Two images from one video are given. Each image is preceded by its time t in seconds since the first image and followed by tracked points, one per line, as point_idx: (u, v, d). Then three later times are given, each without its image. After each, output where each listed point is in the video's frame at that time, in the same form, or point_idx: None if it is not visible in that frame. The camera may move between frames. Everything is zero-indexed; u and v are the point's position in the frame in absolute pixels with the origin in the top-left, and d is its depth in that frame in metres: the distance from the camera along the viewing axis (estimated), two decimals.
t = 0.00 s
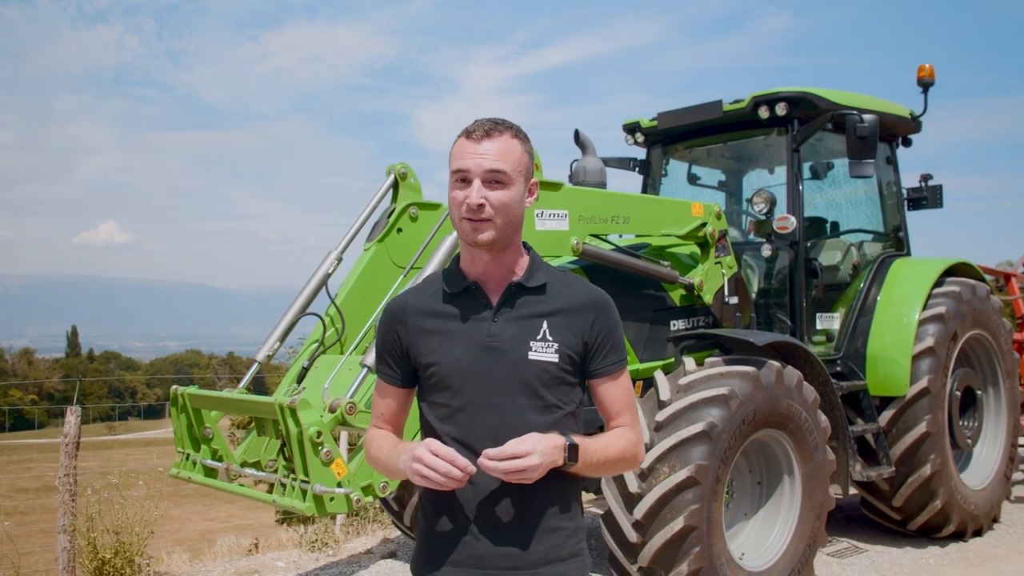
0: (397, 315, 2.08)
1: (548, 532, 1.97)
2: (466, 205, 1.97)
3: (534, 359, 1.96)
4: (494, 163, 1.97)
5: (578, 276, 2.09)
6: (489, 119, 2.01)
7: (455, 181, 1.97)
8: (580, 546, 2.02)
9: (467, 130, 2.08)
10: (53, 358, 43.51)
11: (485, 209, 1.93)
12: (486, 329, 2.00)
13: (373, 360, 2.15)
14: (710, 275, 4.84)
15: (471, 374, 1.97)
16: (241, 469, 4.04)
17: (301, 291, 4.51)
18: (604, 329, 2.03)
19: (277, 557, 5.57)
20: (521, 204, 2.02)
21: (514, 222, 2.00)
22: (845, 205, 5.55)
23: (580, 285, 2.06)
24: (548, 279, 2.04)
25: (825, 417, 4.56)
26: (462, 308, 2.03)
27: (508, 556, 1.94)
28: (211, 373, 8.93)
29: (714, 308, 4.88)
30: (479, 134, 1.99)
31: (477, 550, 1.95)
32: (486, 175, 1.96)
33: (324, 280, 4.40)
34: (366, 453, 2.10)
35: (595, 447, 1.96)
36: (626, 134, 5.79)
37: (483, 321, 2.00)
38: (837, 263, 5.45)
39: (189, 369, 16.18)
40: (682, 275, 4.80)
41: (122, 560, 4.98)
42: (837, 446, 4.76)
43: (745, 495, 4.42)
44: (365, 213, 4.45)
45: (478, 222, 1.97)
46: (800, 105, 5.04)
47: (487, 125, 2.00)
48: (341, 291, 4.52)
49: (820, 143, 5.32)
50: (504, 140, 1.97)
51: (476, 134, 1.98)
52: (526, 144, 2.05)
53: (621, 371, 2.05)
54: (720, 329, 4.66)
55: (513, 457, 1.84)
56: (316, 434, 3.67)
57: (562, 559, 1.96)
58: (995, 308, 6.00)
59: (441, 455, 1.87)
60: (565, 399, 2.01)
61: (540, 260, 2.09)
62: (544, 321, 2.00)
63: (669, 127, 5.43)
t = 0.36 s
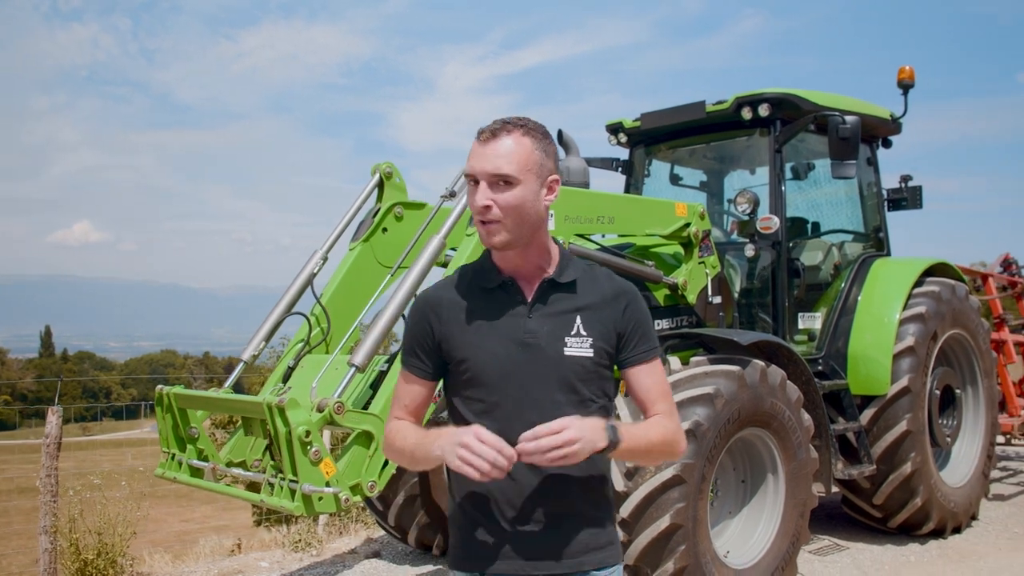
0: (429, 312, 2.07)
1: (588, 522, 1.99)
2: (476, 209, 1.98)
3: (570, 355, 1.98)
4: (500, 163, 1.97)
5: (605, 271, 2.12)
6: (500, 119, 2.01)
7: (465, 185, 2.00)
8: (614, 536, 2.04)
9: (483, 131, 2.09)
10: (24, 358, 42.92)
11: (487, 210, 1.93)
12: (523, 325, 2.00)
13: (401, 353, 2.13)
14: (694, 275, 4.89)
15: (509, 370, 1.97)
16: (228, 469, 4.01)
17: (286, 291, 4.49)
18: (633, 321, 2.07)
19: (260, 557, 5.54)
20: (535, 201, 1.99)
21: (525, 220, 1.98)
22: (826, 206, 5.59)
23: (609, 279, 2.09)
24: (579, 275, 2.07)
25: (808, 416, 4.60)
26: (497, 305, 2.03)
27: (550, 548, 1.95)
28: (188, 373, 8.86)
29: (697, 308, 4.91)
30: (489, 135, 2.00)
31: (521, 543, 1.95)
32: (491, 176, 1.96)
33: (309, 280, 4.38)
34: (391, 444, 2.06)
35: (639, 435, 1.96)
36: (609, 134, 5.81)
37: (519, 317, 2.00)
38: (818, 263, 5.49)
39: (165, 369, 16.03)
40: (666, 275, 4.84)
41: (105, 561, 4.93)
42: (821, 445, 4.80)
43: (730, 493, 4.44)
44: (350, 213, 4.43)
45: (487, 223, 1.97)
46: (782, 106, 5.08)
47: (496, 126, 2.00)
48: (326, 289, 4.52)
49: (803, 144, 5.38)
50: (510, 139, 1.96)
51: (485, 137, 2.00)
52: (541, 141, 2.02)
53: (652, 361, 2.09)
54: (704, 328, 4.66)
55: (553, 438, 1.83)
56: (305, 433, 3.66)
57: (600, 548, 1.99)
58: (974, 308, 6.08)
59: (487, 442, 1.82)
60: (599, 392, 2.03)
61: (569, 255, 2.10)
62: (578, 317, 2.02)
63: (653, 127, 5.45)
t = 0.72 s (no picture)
0: (466, 313, 2.12)
1: (620, 525, 2.00)
2: (528, 222, 1.99)
3: (600, 357, 1.98)
4: (550, 174, 1.98)
5: (641, 276, 2.10)
6: (539, 129, 2.01)
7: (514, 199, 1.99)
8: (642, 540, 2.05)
9: (517, 140, 2.08)
10: None
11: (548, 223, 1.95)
12: (554, 327, 2.01)
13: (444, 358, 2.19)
14: (679, 277, 4.88)
15: (539, 371, 1.99)
16: (218, 471, 4.00)
17: (274, 292, 4.47)
18: (668, 327, 2.06)
19: (246, 558, 5.52)
20: (581, 208, 2.02)
21: (577, 230, 2.02)
22: (808, 208, 5.65)
23: (644, 285, 2.07)
24: (613, 278, 2.06)
25: (792, 416, 4.64)
26: (530, 307, 2.05)
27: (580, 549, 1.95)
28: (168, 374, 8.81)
29: (683, 309, 4.92)
30: (532, 146, 2.00)
31: (553, 544, 1.96)
32: (544, 189, 1.97)
33: (297, 281, 4.37)
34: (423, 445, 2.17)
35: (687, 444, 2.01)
36: (594, 136, 5.83)
37: (551, 319, 2.02)
38: (802, 265, 5.53)
39: (142, 370, 15.90)
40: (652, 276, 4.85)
41: (91, 562, 4.90)
42: (805, 445, 4.84)
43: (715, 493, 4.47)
44: (338, 214, 4.42)
45: (543, 235, 1.99)
46: (766, 109, 5.12)
47: (538, 136, 2.00)
48: (314, 290, 4.51)
49: (785, 146, 5.42)
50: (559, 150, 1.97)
51: (529, 149, 1.99)
52: (580, 147, 2.04)
53: (685, 368, 2.09)
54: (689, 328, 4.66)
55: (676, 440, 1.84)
56: (296, 434, 3.66)
57: (628, 549, 1.99)
58: (954, 309, 6.15)
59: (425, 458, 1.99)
60: (629, 396, 2.03)
61: (605, 259, 2.10)
62: (609, 320, 2.01)
63: (638, 129, 5.48)
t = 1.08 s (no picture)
0: (463, 308, 2.13)
1: (604, 522, 2.00)
2: (527, 213, 2.00)
3: (592, 359, 1.99)
4: (551, 167, 1.99)
5: (639, 277, 2.10)
6: (542, 122, 2.02)
7: (514, 190, 2.00)
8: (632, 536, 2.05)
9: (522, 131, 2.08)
10: None
11: (547, 215, 1.95)
12: (549, 327, 2.02)
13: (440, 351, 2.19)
14: (665, 277, 4.93)
15: (533, 371, 2.01)
16: (208, 470, 3.97)
17: (263, 291, 4.45)
18: (662, 331, 2.04)
19: (233, 557, 5.50)
20: (581, 203, 2.03)
21: (575, 225, 2.02)
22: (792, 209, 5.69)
23: (641, 287, 2.06)
24: (610, 278, 2.06)
25: (776, 414, 4.68)
26: (527, 305, 2.06)
27: (563, 546, 1.97)
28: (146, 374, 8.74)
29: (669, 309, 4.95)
30: (535, 139, 2.00)
31: (535, 540, 1.99)
32: (544, 181, 1.98)
33: (286, 280, 4.36)
34: (446, 450, 2.08)
35: (630, 451, 1.94)
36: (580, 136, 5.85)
37: (546, 319, 2.03)
38: (785, 264, 5.60)
39: (120, 370, 15.77)
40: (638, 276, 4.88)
41: (78, 562, 4.86)
42: (790, 443, 4.87)
43: (701, 490, 4.50)
44: (327, 214, 4.41)
45: (541, 227, 2.00)
46: (752, 110, 5.17)
47: (540, 129, 2.01)
48: (303, 290, 4.50)
49: (770, 147, 5.46)
50: (561, 143, 1.97)
51: (532, 140, 2.00)
52: (582, 142, 2.05)
53: (678, 372, 2.05)
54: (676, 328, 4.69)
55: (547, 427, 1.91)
56: (288, 433, 3.62)
57: (617, 547, 1.99)
58: (937, 308, 6.21)
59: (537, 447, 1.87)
60: (621, 398, 2.04)
61: (603, 258, 2.10)
62: (603, 322, 2.02)
63: (624, 129, 5.50)
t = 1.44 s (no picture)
0: (400, 312, 2.08)
1: (549, 529, 2.00)
2: (471, 205, 1.99)
3: (538, 361, 1.99)
4: (494, 160, 2.00)
5: (581, 277, 2.12)
6: (483, 117, 2.03)
7: (457, 182, 1.99)
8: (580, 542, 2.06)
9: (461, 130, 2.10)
10: None
11: (492, 206, 1.95)
12: (493, 330, 2.01)
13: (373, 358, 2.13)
14: (654, 276, 4.95)
15: (478, 375, 1.99)
16: (202, 469, 3.96)
17: (254, 291, 4.44)
18: (605, 331, 2.07)
19: (223, 556, 5.48)
20: (523, 196, 2.04)
21: (518, 218, 2.03)
22: (778, 209, 5.73)
23: (583, 288, 2.08)
24: (552, 279, 2.07)
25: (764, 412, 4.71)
26: (468, 309, 2.04)
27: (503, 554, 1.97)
28: (127, 374, 8.66)
29: (658, 308, 4.97)
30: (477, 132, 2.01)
31: (477, 550, 1.98)
32: (488, 173, 1.99)
33: (278, 280, 4.34)
34: (382, 460, 2.04)
35: (581, 455, 1.98)
36: (568, 137, 5.87)
37: (489, 323, 2.02)
38: (772, 264, 5.64)
39: (102, 369, 15.61)
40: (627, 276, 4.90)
41: (68, 562, 4.84)
42: (777, 441, 4.91)
43: (691, 488, 4.53)
44: (318, 215, 4.40)
45: (485, 220, 1.99)
46: (739, 111, 5.20)
47: (482, 123, 2.02)
48: (294, 289, 4.51)
49: (757, 148, 5.50)
50: (504, 135, 1.99)
51: (474, 133, 2.00)
52: (522, 138, 2.08)
53: (619, 374, 2.09)
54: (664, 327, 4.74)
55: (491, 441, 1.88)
56: (284, 432, 3.64)
57: (562, 554, 2.00)
58: (920, 308, 6.27)
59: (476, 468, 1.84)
60: (566, 400, 2.06)
61: (544, 258, 2.11)
62: (548, 323, 2.03)
63: (613, 129, 5.52)
